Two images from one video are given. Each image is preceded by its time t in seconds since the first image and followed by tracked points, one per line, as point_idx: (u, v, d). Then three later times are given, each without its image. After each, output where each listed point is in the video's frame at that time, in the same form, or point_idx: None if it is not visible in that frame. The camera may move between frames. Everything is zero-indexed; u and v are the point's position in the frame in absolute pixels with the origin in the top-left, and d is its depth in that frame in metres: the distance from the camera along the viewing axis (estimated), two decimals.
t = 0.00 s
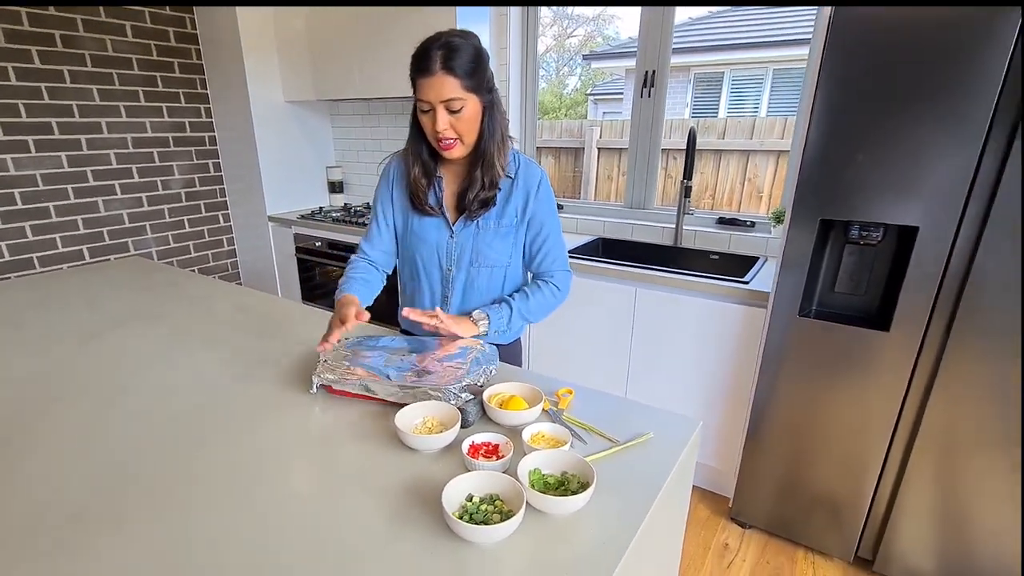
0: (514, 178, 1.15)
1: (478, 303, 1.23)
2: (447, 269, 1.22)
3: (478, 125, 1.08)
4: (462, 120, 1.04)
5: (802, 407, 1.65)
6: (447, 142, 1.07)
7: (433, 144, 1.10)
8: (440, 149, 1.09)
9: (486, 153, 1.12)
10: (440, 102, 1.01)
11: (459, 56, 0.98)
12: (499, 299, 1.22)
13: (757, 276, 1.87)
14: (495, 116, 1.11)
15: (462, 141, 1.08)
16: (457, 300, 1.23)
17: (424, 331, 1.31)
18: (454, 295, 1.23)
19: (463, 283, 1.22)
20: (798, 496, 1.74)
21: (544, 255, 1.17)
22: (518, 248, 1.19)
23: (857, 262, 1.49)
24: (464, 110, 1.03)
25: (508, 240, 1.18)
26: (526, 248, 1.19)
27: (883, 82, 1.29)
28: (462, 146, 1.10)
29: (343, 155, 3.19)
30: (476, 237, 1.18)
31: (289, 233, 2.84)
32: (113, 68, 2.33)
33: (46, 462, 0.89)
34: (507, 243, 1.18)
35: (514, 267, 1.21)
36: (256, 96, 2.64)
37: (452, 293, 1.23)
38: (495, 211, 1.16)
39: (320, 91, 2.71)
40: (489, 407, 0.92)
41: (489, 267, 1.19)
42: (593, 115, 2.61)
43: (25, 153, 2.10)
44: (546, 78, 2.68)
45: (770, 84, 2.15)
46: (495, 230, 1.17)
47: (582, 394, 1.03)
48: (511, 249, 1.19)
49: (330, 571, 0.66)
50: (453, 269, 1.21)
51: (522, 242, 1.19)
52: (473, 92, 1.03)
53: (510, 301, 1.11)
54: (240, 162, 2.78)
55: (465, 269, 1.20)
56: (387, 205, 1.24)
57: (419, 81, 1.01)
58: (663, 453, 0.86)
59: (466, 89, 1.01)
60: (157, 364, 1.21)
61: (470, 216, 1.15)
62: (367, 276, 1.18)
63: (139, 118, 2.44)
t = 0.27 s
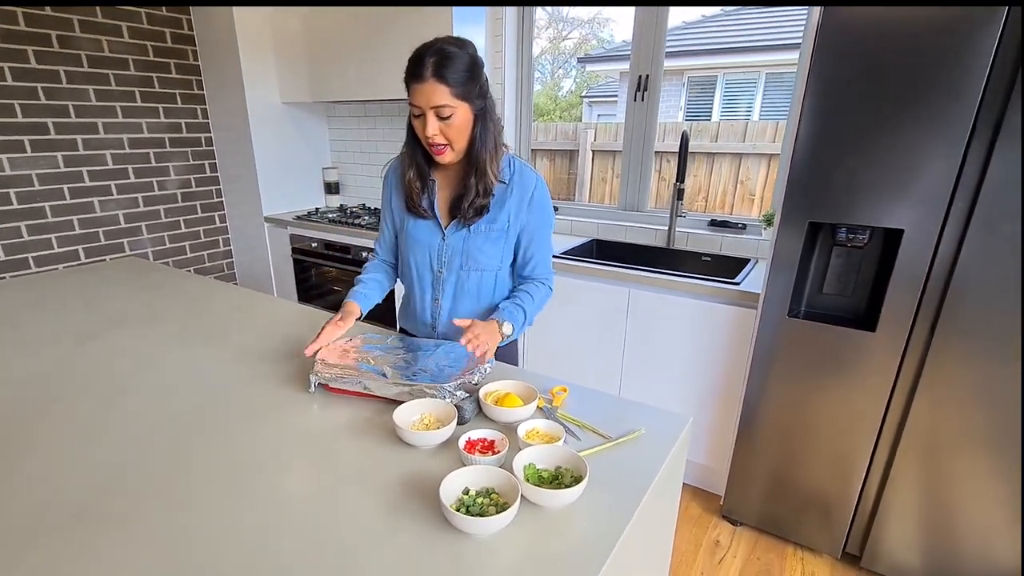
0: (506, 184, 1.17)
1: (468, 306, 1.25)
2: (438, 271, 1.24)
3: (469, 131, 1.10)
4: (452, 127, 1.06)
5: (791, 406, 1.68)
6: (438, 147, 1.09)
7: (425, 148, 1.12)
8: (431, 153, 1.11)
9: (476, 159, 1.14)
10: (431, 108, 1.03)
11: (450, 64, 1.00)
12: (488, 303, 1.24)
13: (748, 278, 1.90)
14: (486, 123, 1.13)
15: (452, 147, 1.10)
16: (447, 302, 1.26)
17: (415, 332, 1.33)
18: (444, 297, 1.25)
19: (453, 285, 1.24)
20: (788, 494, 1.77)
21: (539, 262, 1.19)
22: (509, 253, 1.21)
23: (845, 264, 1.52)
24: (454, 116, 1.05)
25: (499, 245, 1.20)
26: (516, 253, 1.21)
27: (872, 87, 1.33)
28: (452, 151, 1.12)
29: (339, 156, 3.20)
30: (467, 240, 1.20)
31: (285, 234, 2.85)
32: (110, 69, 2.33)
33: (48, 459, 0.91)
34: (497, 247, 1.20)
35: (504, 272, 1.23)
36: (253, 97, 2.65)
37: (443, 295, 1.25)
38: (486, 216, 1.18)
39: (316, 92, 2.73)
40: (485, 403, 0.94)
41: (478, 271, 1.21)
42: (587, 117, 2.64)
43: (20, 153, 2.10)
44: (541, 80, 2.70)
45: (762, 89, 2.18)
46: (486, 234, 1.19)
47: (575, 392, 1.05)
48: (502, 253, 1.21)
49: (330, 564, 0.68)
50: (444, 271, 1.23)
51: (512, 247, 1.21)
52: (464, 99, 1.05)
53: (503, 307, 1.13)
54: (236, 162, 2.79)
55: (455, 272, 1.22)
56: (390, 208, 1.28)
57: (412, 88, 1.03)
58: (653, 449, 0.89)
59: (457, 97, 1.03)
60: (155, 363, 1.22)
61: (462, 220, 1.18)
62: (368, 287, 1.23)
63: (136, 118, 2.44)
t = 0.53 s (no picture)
0: (503, 186, 1.19)
1: (469, 309, 1.26)
2: (438, 274, 1.26)
3: (464, 135, 1.12)
4: (448, 132, 1.08)
5: (783, 406, 1.70)
6: (434, 152, 1.11)
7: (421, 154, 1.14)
8: (428, 158, 1.13)
9: (473, 163, 1.15)
10: (427, 116, 1.04)
11: (445, 71, 1.02)
12: (489, 306, 1.25)
13: (740, 280, 1.93)
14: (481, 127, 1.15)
15: (449, 151, 1.12)
16: (448, 304, 1.28)
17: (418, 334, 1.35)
18: (445, 300, 1.27)
19: (454, 288, 1.26)
20: (779, 492, 1.80)
21: (538, 265, 1.21)
22: (507, 254, 1.23)
23: (834, 266, 1.56)
24: (450, 122, 1.07)
25: (497, 247, 1.22)
26: (515, 255, 1.23)
27: (864, 93, 1.35)
28: (449, 155, 1.14)
29: (335, 159, 3.22)
30: (465, 243, 1.21)
31: (281, 236, 2.86)
32: (105, 71, 2.33)
33: (51, 459, 0.91)
34: (496, 249, 1.22)
35: (503, 274, 1.24)
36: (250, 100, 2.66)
37: (444, 297, 1.27)
38: (484, 218, 1.20)
39: (312, 95, 2.74)
40: (484, 404, 0.96)
41: (478, 273, 1.23)
42: (580, 121, 2.67)
43: (15, 156, 2.10)
44: (534, 84, 2.73)
45: (753, 93, 2.22)
46: (484, 237, 1.21)
47: (572, 392, 1.07)
48: (500, 255, 1.22)
49: (335, 559, 0.69)
50: (444, 274, 1.25)
51: (511, 248, 1.22)
52: (459, 104, 1.06)
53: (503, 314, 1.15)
54: (231, 165, 2.79)
55: (455, 275, 1.24)
56: (390, 213, 1.30)
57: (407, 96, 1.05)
58: (649, 448, 0.91)
59: (451, 103, 1.05)
60: (154, 365, 1.23)
61: (459, 223, 1.20)
62: (368, 299, 1.25)
63: (131, 121, 2.45)
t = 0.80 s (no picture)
0: (510, 189, 1.21)
1: (472, 311, 1.27)
2: (442, 275, 1.27)
3: (471, 137, 1.14)
4: (456, 133, 1.09)
5: (778, 406, 1.73)
6: (441, 153, 1.13)
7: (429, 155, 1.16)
8: (435, 159, 1.14)
9: (480, 165, 1.17)
10: (435, 115, 1.06)
11: (453, 73, 1.04)
12: (492, 308, 1.26)
13: (735, 282, 1.96)
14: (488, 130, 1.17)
15: (456, 153, 1.13)
16: (452, 305, 1.28)
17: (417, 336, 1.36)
18: (449, 301, 1.28)
19: (457, 289, 1.27)
20: (775, 492, 1.83)
21: (543, 267, 1.23)
22: (512, 256, 1.24)
23: (828, 269, 1.58)
24: (458, 123, 1.08)
25: (502, 249, 1.23)
26: (519, 257, 1.25)
27: (855, 98, 1.38)
28: (456, 157, 1.15)
29: (329, 164, 3.22)
30: (471, 244, 1.23)
31: (276, 240, 2.85)
32: (100, 75, 2.32)
33: (57, 462, 0.91)
34: (501, 251, 1.23)
35: (507, 276, 1.26)
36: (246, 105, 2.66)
37: (447, 298, 1.28)
38: (490, 220, 1.21)
39: (308, 100, 2.74)
40: (490, 405, 0.97)
41: (482, 274, 1.24)
42: (571, 125, 2.71)
43: (8, 160, 2.09)
44: (526, 88, 2.77)
45: (742, 99, 2.26)
46: (489, 238, 1.22)
47: (576, 394, 1.09)
48: (505, 257, 1.24)
49: (348, 559, 0.70)
50: (449, 274, 1.26)
51: (516, 250, 1.24)
52: (467, 106, 1.08)
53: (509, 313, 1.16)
54: (226, 169, 2.79)
55: (459, 276, 1.25)
56: (395, 213, 1.31)
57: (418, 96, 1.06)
58: (654, 448, 0.92)
59: (459, 105, 1.06)
60: (157, 370, 1.23)
61: (466, 225, 1.21)
62: (366, 296, 1.25)
63: (125, 125, 2.43)
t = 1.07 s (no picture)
0: (516, 194, 1.22)
1: (477, 315, 1.28)
2: (448, 279, 1.28)
3: (476, 141, 1.15)
4: (458, 136, 1.11)
5: (770, 407, 1.75)
6: (445, 155, 1.14)
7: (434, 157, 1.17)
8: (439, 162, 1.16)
9: (484, 168, 1.18)
10: (440, 119, 1.08)
11: (456, 76, 1.05)
12: (497, 313, 1.27)
13: (728, 285, 1.99)
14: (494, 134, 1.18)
15: (459, 156, 1.15)
16: (456, 310, 1.29)
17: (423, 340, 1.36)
18: (453, 305, 1.29)
19: (462, 293, 1.27)
20: (769, 492, 1.85)
21: (548, 272, 1.23)
22: (518, 261, 1.25)
23: (818, 272, 1.61)
24: (460, 126, 1.10)
25: (509, 254, 1.24)
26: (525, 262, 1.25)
27: (842, 104, 1.42)
28: (461, 160, 1.16)
29: (320, 169, 3.21)
30: (477, 249, 1.24)
31: (267, 245, 2.83)
32: (87, 80, 2.31)
33: (59, 467, 0.90)
34: (507, 256, 1.24)
35: (513, 281, 1.26)
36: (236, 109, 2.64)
37: (452, 303, 1.29)
38: (497, 225, 1.22)
39: (297, 103, 2.72)
40: (494, 408, 0.98)
41: (488, 280, 1.24)
42: (558, 130, 2.74)
43: None
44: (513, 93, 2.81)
45: (726, 104, 2.31)
46: (496, 243, 1.23)
47: (578, 397, 1.09)
48: (511, 263, 1.24)
49: (357, 561, 0.70)
50: (454, 279, 1.27)
51: (522, 256, 1.25)
52: (471, 109, 1.09)
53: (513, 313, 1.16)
54: (215, 174, 2.76)
55: (465, 280, 1.26)
56: (403, 217, 1.33)
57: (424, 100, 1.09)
58: (657, 449, 0.93)
59: (462, 108, 1.08)
60: (154, 376, 1.22)
61: (472, 229, 1.22)
62: (365, 294, 1.24)
63: (113, 129, 2.42)
